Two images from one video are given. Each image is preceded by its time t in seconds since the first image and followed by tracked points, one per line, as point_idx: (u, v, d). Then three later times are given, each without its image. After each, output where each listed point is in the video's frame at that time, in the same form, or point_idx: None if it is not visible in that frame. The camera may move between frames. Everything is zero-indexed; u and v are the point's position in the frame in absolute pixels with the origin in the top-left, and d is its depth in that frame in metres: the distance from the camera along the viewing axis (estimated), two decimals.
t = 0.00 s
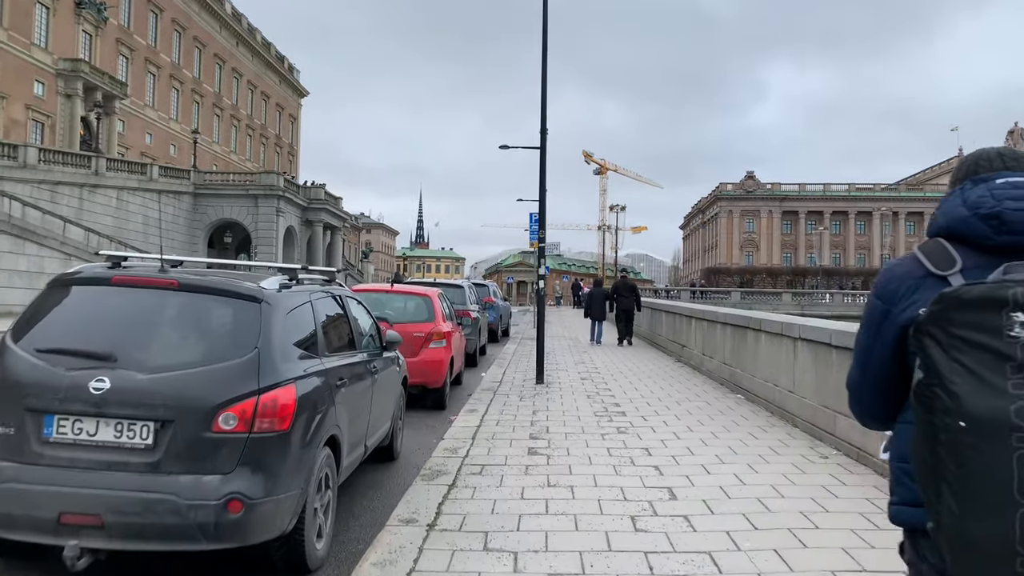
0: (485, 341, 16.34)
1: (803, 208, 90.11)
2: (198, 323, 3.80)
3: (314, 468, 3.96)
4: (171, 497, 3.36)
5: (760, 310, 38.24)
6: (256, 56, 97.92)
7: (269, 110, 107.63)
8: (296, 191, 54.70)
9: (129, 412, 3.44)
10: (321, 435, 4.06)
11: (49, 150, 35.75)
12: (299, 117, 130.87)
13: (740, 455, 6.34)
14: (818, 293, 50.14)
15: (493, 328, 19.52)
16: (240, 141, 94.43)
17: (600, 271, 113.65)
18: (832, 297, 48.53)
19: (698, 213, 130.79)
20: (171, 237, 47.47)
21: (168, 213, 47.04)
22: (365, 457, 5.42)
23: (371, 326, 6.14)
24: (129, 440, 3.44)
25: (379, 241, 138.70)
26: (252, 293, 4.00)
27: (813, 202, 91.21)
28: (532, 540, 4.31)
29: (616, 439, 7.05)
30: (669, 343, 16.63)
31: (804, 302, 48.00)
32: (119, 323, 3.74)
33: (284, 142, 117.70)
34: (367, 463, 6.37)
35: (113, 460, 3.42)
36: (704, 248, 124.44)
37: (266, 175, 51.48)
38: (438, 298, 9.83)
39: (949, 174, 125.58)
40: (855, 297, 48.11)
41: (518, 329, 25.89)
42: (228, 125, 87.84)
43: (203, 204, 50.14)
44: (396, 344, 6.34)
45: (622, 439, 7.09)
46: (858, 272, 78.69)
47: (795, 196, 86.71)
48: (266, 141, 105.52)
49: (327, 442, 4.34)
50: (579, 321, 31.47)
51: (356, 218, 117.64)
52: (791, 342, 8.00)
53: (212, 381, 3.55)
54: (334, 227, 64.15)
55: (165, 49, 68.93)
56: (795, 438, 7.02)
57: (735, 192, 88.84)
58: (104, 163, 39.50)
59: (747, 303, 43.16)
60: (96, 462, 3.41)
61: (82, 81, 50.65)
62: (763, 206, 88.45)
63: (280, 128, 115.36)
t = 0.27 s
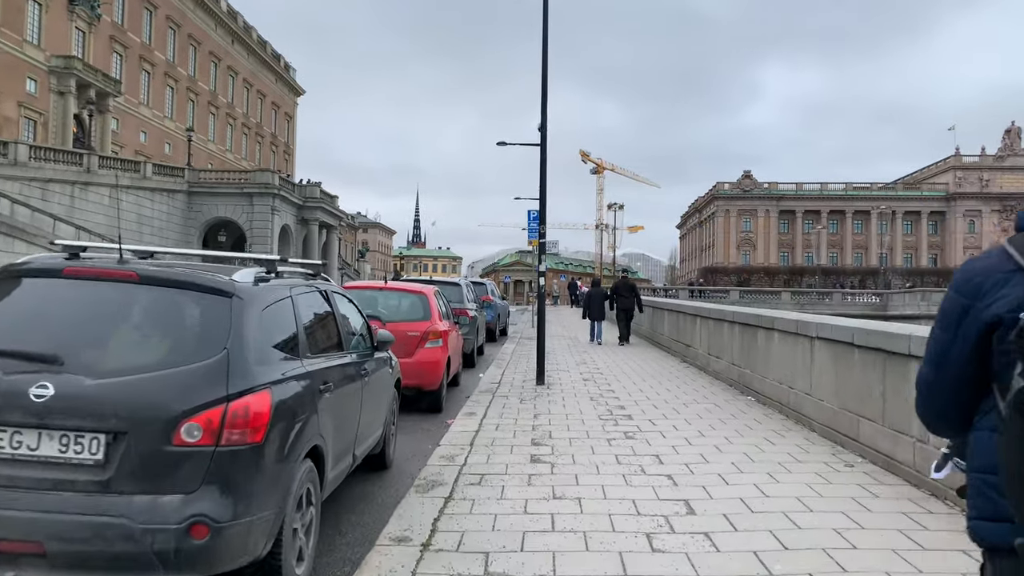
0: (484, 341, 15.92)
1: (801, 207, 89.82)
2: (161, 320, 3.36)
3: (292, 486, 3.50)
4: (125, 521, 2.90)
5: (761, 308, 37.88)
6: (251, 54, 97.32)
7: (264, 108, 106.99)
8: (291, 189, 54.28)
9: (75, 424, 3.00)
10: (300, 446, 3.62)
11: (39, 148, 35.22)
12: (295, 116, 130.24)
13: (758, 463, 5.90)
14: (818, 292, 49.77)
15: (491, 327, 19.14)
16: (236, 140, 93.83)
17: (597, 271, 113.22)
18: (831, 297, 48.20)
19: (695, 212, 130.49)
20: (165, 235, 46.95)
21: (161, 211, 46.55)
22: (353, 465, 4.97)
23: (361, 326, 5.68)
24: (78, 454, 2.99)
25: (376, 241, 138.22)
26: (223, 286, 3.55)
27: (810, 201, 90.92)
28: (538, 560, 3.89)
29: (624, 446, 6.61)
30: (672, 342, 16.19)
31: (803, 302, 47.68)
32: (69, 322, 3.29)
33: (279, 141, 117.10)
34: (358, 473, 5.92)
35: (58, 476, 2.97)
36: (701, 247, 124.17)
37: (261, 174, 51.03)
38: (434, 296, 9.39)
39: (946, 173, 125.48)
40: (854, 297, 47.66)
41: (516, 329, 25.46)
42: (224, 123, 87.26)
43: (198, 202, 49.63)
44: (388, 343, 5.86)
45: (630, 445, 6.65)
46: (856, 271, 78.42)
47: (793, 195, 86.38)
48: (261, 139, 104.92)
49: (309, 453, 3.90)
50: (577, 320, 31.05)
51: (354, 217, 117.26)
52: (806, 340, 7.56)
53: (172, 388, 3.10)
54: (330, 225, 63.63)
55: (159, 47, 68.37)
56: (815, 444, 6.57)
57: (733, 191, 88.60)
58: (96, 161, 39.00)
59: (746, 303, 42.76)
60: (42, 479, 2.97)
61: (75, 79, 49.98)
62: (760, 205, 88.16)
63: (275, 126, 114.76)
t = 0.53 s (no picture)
0: (478, 344, 15.50)
1: (794, 208, 89.49)
2: (102, 331, 2.89)
3: (256, 519, 3.03)
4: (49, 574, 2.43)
5: (757, 309, 37.42)
6: (243, 53, 96.58)
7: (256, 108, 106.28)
8: (282, 189, 53.75)
9: None
10: (269, 477, 3.16)
11: (25, 147, 34.59)
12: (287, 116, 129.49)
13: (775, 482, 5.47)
14: (814, 293, 49.41)
15: (485, 329, 18.71)
16: (227, 140, 93.11)
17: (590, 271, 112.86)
18: (827, 299, 47.87)
19: (690, 212, 130.26)
20: (154, 236, 46.38)
21: (150, 211, 45.98)
22: (333, 487, 4.50)
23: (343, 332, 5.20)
24: None
25: (369, 241, 137.54)
26: (177, 292, 3.08)
27: (804, 202, 90.61)
28: None
29: (628, 460, 6.17)
30: (671, 345, 15.76)
31: (799, 302, 47.33)
32: None
33: (271, 141, 116.36)
34: (340, 492, 5.46)
35: None
36: (695, 248, 123.92)
37: (251, 173, 50.49)
38: (425, 298, 8.95)
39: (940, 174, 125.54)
40: (850, 298, 47.37)
41: (510, 330, 25.03)
42: (215, 123, 86.54)
43: (187, 202, 49.12)
44: (374, 352, 5.39)
45: (634, 459, 6.23)
46: (850, 272, 78.13)
47: (787, 195, 86.15)
48: (253, 139, 104.13)
49: (280, 480, 3.43)
50: (573, 321, 30.64)
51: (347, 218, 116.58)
52: (819, 346, 7.14)
53: (110, 414, 2.63)
54: (322, 226, 63.03)
55: (149, 46, 67.66)
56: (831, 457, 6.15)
57: (726, 191, 88.21)
58: (84, 160, 38.42)
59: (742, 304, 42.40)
60: None
61: (63, 78, 49.02)
62: (754, 205, 87.83)
63: (266, 126, 113.99)
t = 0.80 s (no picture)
0: (467, 345, 14.99)
1: (783, 207, 89.25)
2: None
3: (193, 562, 2.50)
4: None
5: (748, 308, 36.96)
6: (230, 51, 95.52)
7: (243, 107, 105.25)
8: (268, 188, 52.99)
9: None
10: (213, 506, 2.60)
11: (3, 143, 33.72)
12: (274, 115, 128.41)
13: (791, 496, 4.95)
14: (805, 293, 49.07)
15: (474, 329, 18.20)
16: (213, 138, 92.07)
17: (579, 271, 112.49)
18: (818, 299, 47.53)
19: (679, 212, 130.04)
20: (137, 235, 45.57)
21: (133, 209, 45.19)
22: (300, 509, 3.96)
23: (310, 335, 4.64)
24: None
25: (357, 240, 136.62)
26: (95, 286, 2.54)
27: (794, 202, 90.41)
28: None
29: (629, 472, 5.64)
30: (665, 346, 15.29)
31: (790, 302, 46.99)
32: None
33: (258, 140, 115.28)
34: (309, 511, 4.91)
35: None
36: (685, 248, 123.68)
37: (237, 171, 49.72)
38: (409, 297, 8.41)
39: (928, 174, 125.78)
40: (841, 298, 47.10)
41: (500, 331, 24.52)
42: (201, 121, 85.52)
43: (172, 201, 48.36)
44: (349, 356, 4.86)
45: (636, 471, 5.74)
46: (839, 271, 77.95)
47: (776, 195, 85.96)
48: (240, 137, 103.08)
49: (228, 509, 2.89)
50: (563, 322, 30.13)
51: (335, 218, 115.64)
52: (832, 348, 6.64)
53: None
54: (309, 225, 62.28)
55: (134, 42, 66.66)
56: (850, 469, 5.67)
57: (716, 191, 87.88)
58: (64, 157, 37.60)
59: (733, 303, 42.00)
60: None
61: (46, 74, 47.69)
62: (743, 205, 87.54)
63: (253, 124, 112.88)
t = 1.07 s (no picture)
0: (456, 348, 14.52)
1: (772, 208, 88.97)
2: None
3: None
4: None
5: (739, 309, 36.48)
6: (216, 50, 94.33)
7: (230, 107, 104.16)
8: (254, 188, 52.24)
9: None
10: (143, 565, 2.14)
11: None
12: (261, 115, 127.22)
13: (810, 521, 4.51)
14: (796, 294, 48.74)
15: (463, 332, 17.70)
16: (199, 138, 91.01)
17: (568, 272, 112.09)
18: (809, 299, 47.24)
19: (668, 213, 129.77)
20: (121, 236, 44.76)
21: (117, 210, 44.37)
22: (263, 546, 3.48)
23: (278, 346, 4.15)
24: None
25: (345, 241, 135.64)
26: None
27: (783, 202, 90.19)
28: None
29: (631, 493, 5.18)
30: (659, 348, 14.88)
31: (781, 302, 46.64)
32: None
33: (244, 140, 114.11)
34: (281, 539, 4.44)
35: None
36: (674, 249, 123.39)
37: (222, 171, 48.99)
38: (394, 300, 7.93)
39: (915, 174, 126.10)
40: (832, 298, 46.83)
41: (490, 333, 24.02)
42: (187, 120, 84.44)
43: (156, 201, 47.64)
44: (324, 369, 4.38)
45: (639, 491, 5.29)
46: (829, 272, 77.75)
47: (765, 196, 85.82)
48: (226, 137, 101.95)
49: (168, 558, 2.43)
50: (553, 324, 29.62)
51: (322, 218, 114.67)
52: (846, 355, 6.19)
53: None
54: (296, 226, 61.53)
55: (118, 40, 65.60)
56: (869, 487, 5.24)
57: (705, 192, 87.51)
58: (45, 156, 36.75)
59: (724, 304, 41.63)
60: None
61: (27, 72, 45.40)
62: (732, 206, 87.19)
63: (240, 124, 111.71)
